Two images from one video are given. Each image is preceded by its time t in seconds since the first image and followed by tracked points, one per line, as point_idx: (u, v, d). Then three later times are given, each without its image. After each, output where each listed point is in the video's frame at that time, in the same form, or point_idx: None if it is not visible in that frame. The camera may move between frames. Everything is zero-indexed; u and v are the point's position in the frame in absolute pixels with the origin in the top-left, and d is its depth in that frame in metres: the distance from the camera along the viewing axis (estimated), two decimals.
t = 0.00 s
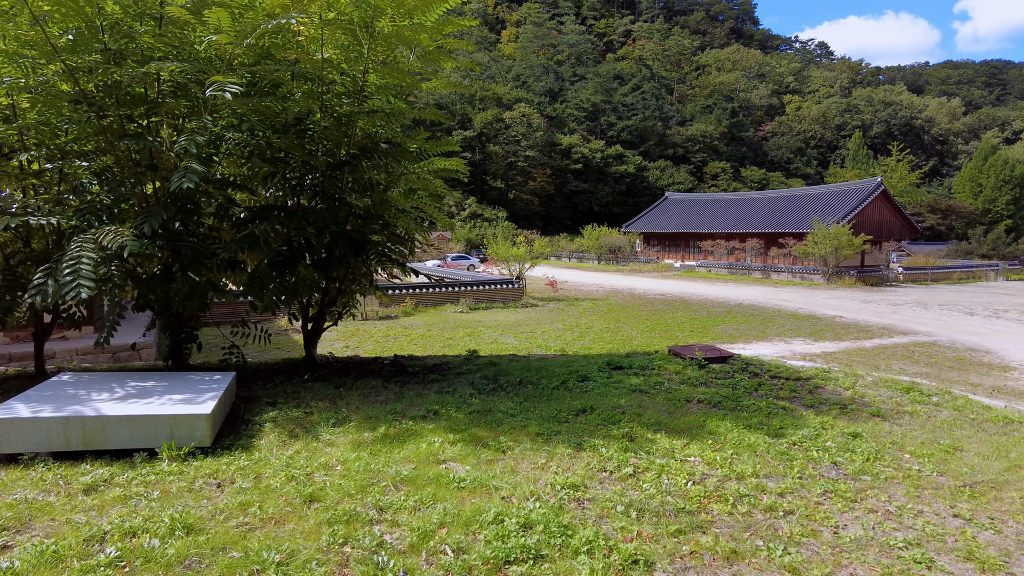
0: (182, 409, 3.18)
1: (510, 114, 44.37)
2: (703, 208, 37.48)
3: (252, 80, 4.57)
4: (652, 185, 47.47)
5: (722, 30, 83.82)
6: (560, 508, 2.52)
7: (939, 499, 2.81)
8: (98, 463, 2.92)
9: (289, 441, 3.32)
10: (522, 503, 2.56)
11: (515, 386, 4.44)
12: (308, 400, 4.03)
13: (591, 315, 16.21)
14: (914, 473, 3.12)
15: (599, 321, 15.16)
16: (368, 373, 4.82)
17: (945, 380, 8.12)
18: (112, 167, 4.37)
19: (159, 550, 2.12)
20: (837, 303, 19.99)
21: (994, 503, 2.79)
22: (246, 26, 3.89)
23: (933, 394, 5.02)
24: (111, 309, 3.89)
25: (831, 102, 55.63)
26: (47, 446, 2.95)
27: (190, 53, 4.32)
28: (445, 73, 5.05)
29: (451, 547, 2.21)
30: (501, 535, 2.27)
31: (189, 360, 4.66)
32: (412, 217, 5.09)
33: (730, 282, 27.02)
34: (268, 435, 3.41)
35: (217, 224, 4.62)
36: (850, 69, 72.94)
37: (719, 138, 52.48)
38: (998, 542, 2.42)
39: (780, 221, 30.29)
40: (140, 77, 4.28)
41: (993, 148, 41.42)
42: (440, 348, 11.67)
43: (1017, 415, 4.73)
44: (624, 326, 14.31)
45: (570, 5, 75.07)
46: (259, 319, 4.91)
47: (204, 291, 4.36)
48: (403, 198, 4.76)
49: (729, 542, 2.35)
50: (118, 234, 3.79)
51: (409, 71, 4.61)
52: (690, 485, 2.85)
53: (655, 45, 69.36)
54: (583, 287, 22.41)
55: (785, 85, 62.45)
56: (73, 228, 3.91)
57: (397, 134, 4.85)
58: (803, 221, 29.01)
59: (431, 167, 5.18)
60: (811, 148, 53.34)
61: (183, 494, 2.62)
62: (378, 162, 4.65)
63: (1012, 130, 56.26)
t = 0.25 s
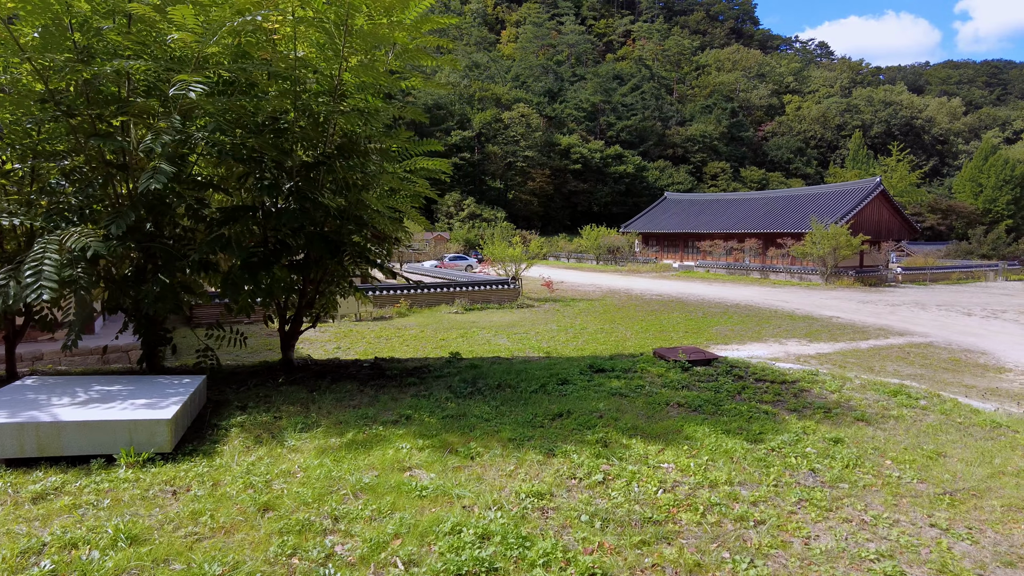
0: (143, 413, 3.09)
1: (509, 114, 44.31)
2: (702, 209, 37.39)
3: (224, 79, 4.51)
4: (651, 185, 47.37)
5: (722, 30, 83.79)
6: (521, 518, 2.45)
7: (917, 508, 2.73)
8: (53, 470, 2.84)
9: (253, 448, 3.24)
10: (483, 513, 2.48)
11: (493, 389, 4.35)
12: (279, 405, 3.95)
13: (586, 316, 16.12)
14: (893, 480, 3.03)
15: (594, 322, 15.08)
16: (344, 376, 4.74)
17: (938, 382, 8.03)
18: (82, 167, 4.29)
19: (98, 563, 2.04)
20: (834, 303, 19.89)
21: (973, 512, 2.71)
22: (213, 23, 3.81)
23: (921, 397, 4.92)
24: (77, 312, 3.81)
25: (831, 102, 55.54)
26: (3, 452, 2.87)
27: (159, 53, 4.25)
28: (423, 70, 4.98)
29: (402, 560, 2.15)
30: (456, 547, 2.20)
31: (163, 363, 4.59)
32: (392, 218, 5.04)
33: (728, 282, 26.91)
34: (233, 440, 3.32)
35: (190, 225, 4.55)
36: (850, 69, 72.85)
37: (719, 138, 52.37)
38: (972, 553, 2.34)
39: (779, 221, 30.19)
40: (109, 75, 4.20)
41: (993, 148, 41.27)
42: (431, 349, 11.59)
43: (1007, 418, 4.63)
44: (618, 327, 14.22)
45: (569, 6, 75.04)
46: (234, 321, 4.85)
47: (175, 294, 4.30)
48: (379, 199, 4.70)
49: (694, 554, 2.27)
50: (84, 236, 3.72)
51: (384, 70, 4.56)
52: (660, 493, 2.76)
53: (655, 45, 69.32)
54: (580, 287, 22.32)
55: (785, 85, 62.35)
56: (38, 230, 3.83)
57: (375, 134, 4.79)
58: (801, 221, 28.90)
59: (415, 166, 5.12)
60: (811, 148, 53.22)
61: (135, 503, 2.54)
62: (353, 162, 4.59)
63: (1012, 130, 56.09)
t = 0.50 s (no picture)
0: (106, 409, 2.99)
1: (508, 112, 44.22)
2: (701, 207, 37.29)
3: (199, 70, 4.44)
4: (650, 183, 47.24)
5: (723, 28, 83.68)
6: (485, 519, 2.36)
7: (900, 509, 2.63)
8: (8, 469, 2.75)
9: (220, 446, 3.15)
10: (446, 513, 2.40)
11: (473, 386, 4.27)
12: (251, 403, 3.87)
13: (582, 314, 16.03)
14: (877, 480, 2.94)
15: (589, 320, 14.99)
16: (324, 374, 4.65)
17: (934, 381, 7.92)
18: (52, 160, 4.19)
19: (36, 566, 1.95)
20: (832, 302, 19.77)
21: (958, 513, 2.62)
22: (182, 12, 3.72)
23: (912, 395, 4.82)
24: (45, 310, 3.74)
25: (831, 101, 55.41)
26: None
27: (131, 42, 4.16)
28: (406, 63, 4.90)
29: (357, 562, 2.07)
30: (414, 550, 2.11)
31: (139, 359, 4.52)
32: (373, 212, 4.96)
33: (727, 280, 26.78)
34: (200, 439, 3.23)
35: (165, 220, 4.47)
36: (851, 67, 72.72)
37: (719, 136, 52.25)
38: (954, 556, 2.25)
39: (778, 219, 30.08)
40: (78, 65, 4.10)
41: (994, 147, 41.12)
42: (424, 348, 11.49)
43: (999, 418, 4.53)
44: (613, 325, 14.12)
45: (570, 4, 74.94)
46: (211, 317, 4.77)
47: (148, 289, 4.23)
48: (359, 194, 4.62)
49: (663, 556, 2.18)
50: (51, 231, 3.64)
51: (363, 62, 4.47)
52: (635, 493, 2.67)
53: (655, 43, 69.21)
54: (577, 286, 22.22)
55: (786, 83, 62.21)
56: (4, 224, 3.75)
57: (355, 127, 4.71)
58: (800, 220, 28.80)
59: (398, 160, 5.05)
60: (811, 147, 53.06)
61: (88, 502, 2.45)
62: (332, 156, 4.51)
63: (1013, 128, 55.88)
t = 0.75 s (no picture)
0: (61, 414, 2.90)
1: (506, 109, 44.07)
2: (699, 205, 37.18)
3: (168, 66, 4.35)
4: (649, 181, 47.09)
5: (724, 26, 83.43)
6: (439, 531, 2.29)
7: (873, 519, 2.55)
8: None
9: (180, 452, 3.07)
10: (399, 525, 2.33)
11: (447, 389, 4.18)
12: (218, 405, 3.81)
13: (576, 312, 15.94)
14: (853, 489, 2.85)
15: (583, 319, 14.89)
16: (298, 376, 4.57)
17: (926, 382, 7.83)
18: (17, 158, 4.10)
19: None
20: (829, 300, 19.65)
21: (932, 524, 2.54)
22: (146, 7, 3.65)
23: (898, 398, 4.72)
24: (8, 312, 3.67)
25: (831, 99, 55.21)
26: None
27: (95, 37, 4.06)
28: (384, 59, 4.86)
29: None
30: (360, 564, 2.05)
31: (111, 363, 4.46)
32: (349, 211, 4.88)
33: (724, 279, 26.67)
34: (159, 444, 3.15)
35: (135, 221, 4.39)
36: (851, 65, 72.49)
37: (718, 134, 52.08)
38: (925, 571, 2.17)
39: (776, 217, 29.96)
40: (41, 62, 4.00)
41: (994, 144, 40.93)
42: (415, 347, 11.40)
43: (987, 421, 4.43)
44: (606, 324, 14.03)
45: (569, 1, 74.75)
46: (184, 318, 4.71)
47: (115, 291, 4.17)
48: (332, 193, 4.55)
49: (620, 571, 2.10)
50: (12, 233, 3.57)
51: (335, 58, 4.41)
52: (599, 502, 2.59)
53: (655, 40, 68.89)
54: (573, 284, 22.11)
55: (786, 81, 62.02)
56: None
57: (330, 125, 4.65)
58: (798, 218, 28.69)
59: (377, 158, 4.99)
60: (811, 145, 52.89)
61: (31, 512, 2.36)
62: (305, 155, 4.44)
63: (1013, 126, 55.65)
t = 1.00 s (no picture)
0: (21, 413, 2.84)
1: (505, 108, 44.01)
2: (697, 204, 37.11)
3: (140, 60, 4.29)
4: (648, 180, 47.02)
5: (724, 25, 83.33)
6: (395, 535, 2.23)
7: (845, 521, 2.49)
8: None
9: (144, 451, 3.01)
10: (356, 527, 2.27)
11: (424, 388, 4.12)
12: (189, 404, 3.76)
13: (570, 312, 15.87)
14: (827, 490, 2.79)
15: (577, 319, 14.82)
16: (275, 375, 4.51)
17: (918, 382, 7.76)
18: None
19: None
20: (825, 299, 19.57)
21: (906, 527, 2.47)
22: None
23: (884, 398, 4.66)
24: None
25: (831, 98, 55.12)
26: None
27: (63, 31, 3.99)
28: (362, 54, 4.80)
29: None
30: (310, 568, 1.99)
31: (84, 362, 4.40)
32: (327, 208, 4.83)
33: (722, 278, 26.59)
34: (123, 443, 3.09)
35: (108, 218, 4.32)
36: (851, 65, 72.36)
37: (717, 133, 51.99)
38: (893, 575, 2.11)
39: (774, 216, 29.89)
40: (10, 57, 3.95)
41: (994, 143, 40.81)
42: (406, 346, 11.33)
43: (972, 420, 4.37)
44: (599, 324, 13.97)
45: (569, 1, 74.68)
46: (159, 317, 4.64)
47: (86, 288, 4.11)
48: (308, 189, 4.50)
49: None
50: None
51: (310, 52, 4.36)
52: (564, 503, 2.53)
53: (655, 39, 68.79)
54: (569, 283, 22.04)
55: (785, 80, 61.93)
56: None
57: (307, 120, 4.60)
58: (795, 217, 28.63)
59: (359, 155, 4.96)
60: (810, 144, 52.80)
61: None
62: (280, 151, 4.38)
63: (1013, 125, 55.53)
